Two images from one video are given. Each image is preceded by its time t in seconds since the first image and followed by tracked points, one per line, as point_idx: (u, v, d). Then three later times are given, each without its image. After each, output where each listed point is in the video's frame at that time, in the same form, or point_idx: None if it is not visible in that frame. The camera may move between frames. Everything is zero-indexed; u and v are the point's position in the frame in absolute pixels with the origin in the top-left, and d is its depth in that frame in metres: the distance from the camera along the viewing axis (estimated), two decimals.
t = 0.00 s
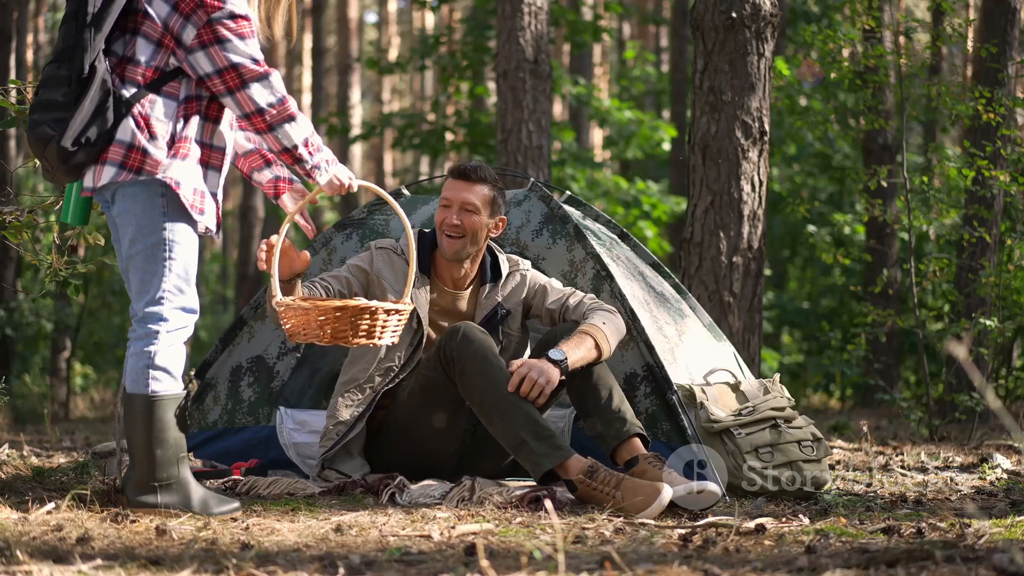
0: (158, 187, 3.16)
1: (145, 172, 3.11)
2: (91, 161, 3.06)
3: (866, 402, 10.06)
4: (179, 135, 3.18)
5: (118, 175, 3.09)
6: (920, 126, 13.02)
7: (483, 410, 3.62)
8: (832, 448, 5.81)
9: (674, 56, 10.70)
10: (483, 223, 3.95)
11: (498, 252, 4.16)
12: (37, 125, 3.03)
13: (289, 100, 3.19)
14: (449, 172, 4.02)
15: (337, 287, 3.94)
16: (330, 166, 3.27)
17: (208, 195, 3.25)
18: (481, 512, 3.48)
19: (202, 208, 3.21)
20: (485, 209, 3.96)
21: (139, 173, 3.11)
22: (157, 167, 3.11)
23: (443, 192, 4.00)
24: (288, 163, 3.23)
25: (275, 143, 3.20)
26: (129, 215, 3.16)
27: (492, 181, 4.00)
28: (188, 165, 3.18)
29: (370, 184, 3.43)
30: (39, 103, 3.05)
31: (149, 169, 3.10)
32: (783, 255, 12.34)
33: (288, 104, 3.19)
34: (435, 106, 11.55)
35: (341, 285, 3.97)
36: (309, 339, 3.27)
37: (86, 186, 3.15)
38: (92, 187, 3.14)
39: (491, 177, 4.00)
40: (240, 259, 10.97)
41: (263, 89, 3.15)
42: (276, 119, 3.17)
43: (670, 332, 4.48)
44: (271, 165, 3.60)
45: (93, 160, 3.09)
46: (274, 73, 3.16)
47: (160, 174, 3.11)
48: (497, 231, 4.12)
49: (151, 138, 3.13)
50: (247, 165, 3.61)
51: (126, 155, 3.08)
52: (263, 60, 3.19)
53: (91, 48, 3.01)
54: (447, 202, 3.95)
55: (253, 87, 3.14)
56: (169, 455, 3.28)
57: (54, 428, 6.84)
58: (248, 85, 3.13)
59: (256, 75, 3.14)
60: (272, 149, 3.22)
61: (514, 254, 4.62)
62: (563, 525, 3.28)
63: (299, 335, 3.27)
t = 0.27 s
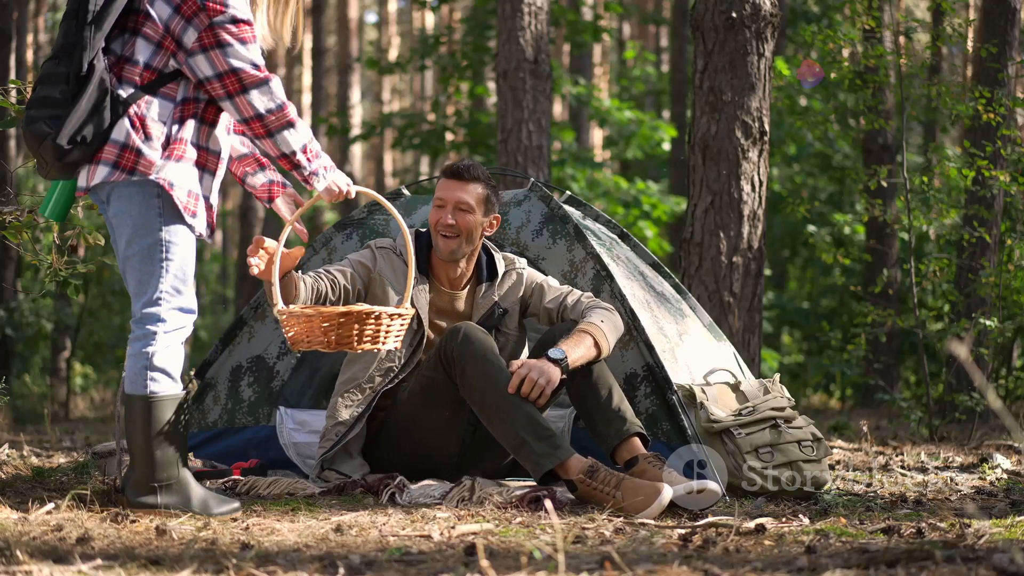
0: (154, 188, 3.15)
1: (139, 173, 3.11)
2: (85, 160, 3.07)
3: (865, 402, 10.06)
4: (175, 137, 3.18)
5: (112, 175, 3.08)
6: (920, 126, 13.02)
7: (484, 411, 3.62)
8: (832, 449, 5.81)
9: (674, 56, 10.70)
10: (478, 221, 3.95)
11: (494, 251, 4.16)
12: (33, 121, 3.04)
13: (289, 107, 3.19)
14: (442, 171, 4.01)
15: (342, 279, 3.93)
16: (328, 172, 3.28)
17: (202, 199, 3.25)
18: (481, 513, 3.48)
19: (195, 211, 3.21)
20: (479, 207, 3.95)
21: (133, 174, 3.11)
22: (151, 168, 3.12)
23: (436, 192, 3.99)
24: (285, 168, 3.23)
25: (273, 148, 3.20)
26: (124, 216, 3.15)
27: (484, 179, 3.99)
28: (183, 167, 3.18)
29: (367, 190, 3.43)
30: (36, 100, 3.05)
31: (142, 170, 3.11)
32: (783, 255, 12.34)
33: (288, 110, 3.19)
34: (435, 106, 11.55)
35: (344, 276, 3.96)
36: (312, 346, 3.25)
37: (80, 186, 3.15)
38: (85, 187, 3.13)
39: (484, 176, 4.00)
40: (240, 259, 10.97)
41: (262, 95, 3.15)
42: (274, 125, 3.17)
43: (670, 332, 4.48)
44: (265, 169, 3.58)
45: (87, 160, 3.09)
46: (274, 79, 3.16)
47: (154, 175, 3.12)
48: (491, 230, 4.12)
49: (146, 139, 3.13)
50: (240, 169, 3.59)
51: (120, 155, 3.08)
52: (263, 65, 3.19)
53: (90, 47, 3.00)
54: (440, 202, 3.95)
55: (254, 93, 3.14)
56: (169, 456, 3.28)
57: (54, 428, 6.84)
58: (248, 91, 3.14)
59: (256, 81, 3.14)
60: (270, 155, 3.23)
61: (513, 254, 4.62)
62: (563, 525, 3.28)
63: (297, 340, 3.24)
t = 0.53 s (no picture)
0: (152, 190, 3.15)
1: (136, 174, 3.11)
2: (84, 160, 3.08)
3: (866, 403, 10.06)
4: (173, 139, 3.18)
5: (108, 176, 3.09)
6: (920, 126, 13.02)
7: (484, 411, 3.62)
8: (831, 448, 5.81)
9: (674, 56, 10.70)
10: (475, 222, 3.96)
11: (493, 251, 4.15)
12: (31, 120, 3.05)
13: (290, 111, 3.19)
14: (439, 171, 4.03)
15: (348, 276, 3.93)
16: (327, 177, 3.27)
17: (200, 201, 3.25)
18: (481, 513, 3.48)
19: (192, 213, 3.21)
20: (477, 206, 3.96)
21: (129, 176, 3.11)
22: (148, 170, 3.12)
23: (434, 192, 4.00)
24: (285, 172, 3.23)
25: (272, 152, 3.20)
26: (123, 217, 3.14)
27: (482, 179, 4.01)
28: (181, 169, 3.18)
29: (366, 195, 3.42)
30: (35, 98, 3.06)
31: (139, 172, 3.11)
32: (783, 255, 12.34)
33: (288, 114, 3.19)
34: (435, 106, 11.55)
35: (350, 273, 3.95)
36: (315, 351, 3.25)
37: (79, 186, 3.15)
38: (82, 187, 3.15)
39: (481, 175, 4.01)
40: (240, 259, 10.97)
41: (263, 98, 3.15)
42: (274, 128, 3.17)
43: (670, 332, 4.48)
44: (263, 172, 3.58)
45: (84, 160, 3.11)
46: (274, 83, 3.15)
47: (151, 177, 3.12)
48: (489, 229, 4.12)
49: (144, 141, 3.13)
50: (238, 171, 3.59)
51: (117, 156, 3.09)
52: (264, 69, 3.19)
53: (90, 47, 3.01)
54: (438, 202, 3.95)
55: (254, 96, 3.14)
56: (168, 457, 3.28)
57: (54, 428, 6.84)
58: (249, 94, 3.14)
59: (256, 84, 3.14)
60: (270, 158, 3.22)
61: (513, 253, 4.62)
62: (563, 525, 3.28)
63: (299, 344, 3.24)
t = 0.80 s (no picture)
0: (150, 191, 3.15)
1: (133, 176, 3.11)
2: (81, 160, 3.06)
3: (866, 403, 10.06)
4: (171, 141, 3.18)
5: (105, 178, 3.09)
6: (920, 126, 13.03)
7: (484, 411, 3.62)
8: (832, 448, 5.81)
9: (674, 56, 10.70)
10: (474, 223, 3.96)
11: (492, 251, 4.16)
12: (30, 119, 3.06)
13: (289, 114, 3.18)
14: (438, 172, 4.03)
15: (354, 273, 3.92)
16: (328, 180, 3.26)
17: (196, 204, 3.25)
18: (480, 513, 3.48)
19: (189, 215, 3.21)
20: (477, 207, 3.96)
21: (127, 177, 3.11)
22: (145, 172, 3.11)
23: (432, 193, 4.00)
24: (284, 174, 3.23)
25: (273, 155, 3.20)
26: (121, 219, 3.15)
27: (482, 179, 4.01)
28: (178, 171, 3.18)
29: (365, 200, 3.44)
30: (35, 97, 3.08)
31: (137, 174, 3.10)
32: (783, 255, 12.34)
33: (288, 117, 3.18)
34: (435, 106, 11.55)
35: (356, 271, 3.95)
36: (316, 355, 3.25)
37: (74, 186, 3.16)
38: (79, 188, 3.15)
39: (480, 175, 4.01)
40: (240, 259, 10.96)
41: (263, 102, 3.14)
42: (274, 131, 3.16)
43: (670, 332, 4.48)
44: (261, 172, 3.61)
45: (82, 160, 3.09)
46: (275, 87, 3.14)
47: (147, 179, 3.11)
48: (488, 230, 4.12)
49: (142, 142, 3.12)
50: (236, 171, 3.61)
51: (115, 158, 3.09)
52: (265, 73, 3.18)
53: (90, 47, 3.02)
54: (437, 203, 3.95)
55: (255, 100, 3.13)
56: (167, 457, 3.28)
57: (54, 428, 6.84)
58: (249, 98, 3.13)
59: (256, 88, 3.13)
60: (270, 161, 3.22)
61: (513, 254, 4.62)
62: (563, 525, 3.28)
63: (301, 349, 3.24)
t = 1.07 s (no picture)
0: (148, 192, 3.15)
1: (130, 177, 3.12)
2: (79, 160, 3.07)
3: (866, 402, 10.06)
4: (168, 143, 3.17)
5: (102, 178, 3.09)
6: (920, 126, 13.03)
7: (484, 411, 3.62)
8: (832, 449, 5.81)
9: (674, 56, 10.69)
10: (474, 225, 3.95)
11: (492, 251, 4.15)
12: (27, 119, 3.02)
13: (288, 117, 3.16)
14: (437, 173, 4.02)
15: (360, 273, 3.92)
16: (327, 184, 3.25)
17: (193, 205, 3.25)
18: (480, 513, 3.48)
19: (185, 217, 3.22)
20: (477, 208, 3.96)
21: (123, 178, 3.11)
22: (142, 174, 3.12)
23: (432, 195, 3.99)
24: (283, 177, 3.20)
25: (271, 158, 3.17)
26: (119, 219, 3.15)
27: (481, 179, 4.01)
28: (174, 173, 3.17)
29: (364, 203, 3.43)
30: (31, 97, 3.04)
31: (134, 176, 3.11)
32: (783, 255, 12.34)
33: (288, 120, 3.16)
34: (435, 106, 11.55)
35: (362, 271, 3.94)
36: (316, 359, 3.27)
37: (73, 186, 3.16)
38: (77, 188, 3.15)
39: (480, 176, 4.01)
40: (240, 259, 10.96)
41: (262, 105, 3.12)
42: (272, 135, 3.14)
43: (670, 332, 4.48)
44: (259, 174, 3.60)
45: (79, 161, 3.11)
46: (273, 90, 3.13)
47: (144, 180, 3.12)
48: (488, 230, 4.11)
49: (139, 143, 3.13)
50: (235, 173, 3.59)
51: (112, 158, 3.09)
52: (264, 77, 3.17)
53: (89, 48, 3.02)
54: (437, 205, 3.94)
55: (253, 104, 3.12)
56: (166, 458, 3.27)
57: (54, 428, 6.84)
58: (247, 100, 3.12)
59: (255, 91, 3.12)
60: (268, 164, 3.19)
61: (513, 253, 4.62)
62: (563, 525, 3.28)
63: (304, 352, 3.26)
